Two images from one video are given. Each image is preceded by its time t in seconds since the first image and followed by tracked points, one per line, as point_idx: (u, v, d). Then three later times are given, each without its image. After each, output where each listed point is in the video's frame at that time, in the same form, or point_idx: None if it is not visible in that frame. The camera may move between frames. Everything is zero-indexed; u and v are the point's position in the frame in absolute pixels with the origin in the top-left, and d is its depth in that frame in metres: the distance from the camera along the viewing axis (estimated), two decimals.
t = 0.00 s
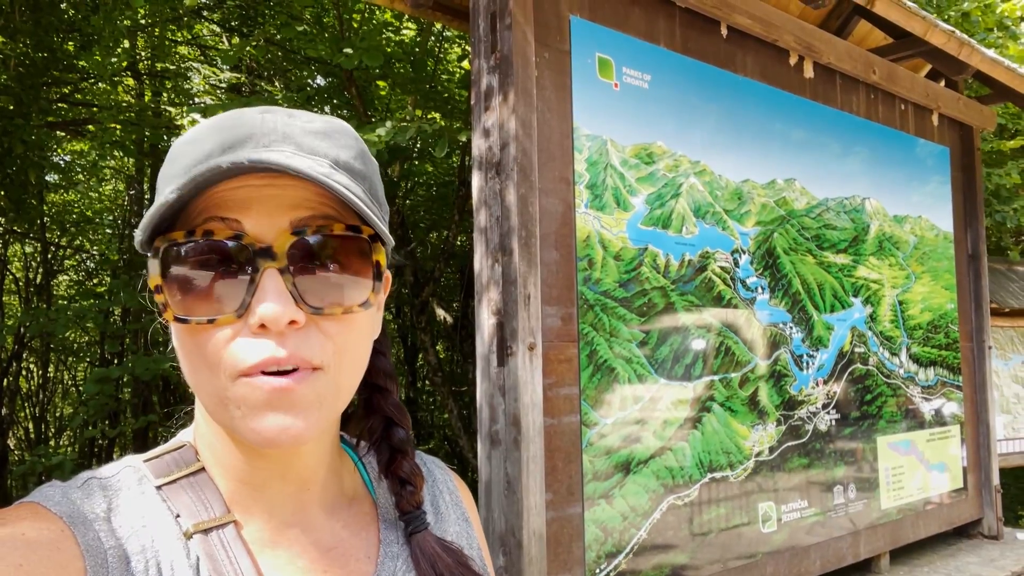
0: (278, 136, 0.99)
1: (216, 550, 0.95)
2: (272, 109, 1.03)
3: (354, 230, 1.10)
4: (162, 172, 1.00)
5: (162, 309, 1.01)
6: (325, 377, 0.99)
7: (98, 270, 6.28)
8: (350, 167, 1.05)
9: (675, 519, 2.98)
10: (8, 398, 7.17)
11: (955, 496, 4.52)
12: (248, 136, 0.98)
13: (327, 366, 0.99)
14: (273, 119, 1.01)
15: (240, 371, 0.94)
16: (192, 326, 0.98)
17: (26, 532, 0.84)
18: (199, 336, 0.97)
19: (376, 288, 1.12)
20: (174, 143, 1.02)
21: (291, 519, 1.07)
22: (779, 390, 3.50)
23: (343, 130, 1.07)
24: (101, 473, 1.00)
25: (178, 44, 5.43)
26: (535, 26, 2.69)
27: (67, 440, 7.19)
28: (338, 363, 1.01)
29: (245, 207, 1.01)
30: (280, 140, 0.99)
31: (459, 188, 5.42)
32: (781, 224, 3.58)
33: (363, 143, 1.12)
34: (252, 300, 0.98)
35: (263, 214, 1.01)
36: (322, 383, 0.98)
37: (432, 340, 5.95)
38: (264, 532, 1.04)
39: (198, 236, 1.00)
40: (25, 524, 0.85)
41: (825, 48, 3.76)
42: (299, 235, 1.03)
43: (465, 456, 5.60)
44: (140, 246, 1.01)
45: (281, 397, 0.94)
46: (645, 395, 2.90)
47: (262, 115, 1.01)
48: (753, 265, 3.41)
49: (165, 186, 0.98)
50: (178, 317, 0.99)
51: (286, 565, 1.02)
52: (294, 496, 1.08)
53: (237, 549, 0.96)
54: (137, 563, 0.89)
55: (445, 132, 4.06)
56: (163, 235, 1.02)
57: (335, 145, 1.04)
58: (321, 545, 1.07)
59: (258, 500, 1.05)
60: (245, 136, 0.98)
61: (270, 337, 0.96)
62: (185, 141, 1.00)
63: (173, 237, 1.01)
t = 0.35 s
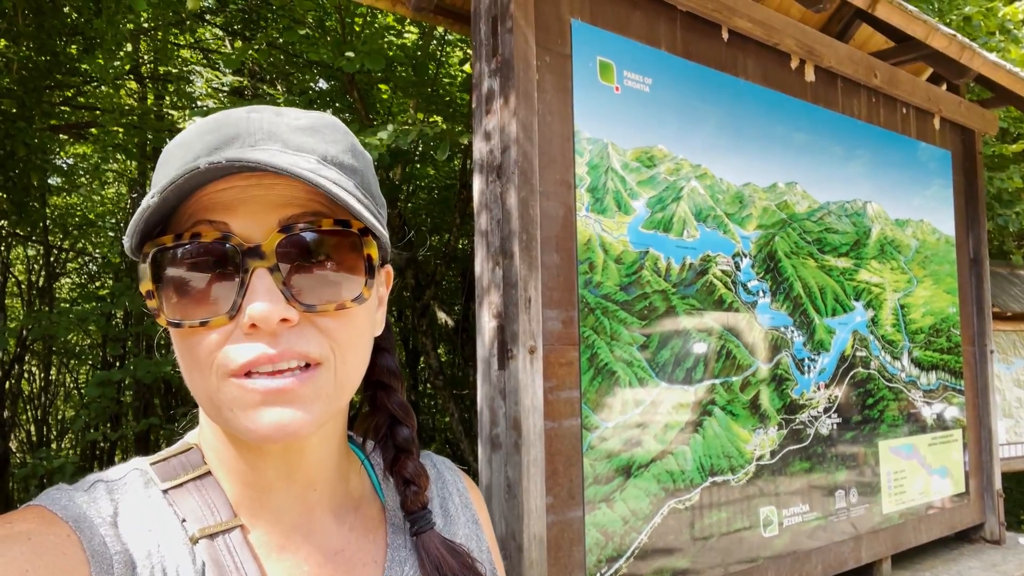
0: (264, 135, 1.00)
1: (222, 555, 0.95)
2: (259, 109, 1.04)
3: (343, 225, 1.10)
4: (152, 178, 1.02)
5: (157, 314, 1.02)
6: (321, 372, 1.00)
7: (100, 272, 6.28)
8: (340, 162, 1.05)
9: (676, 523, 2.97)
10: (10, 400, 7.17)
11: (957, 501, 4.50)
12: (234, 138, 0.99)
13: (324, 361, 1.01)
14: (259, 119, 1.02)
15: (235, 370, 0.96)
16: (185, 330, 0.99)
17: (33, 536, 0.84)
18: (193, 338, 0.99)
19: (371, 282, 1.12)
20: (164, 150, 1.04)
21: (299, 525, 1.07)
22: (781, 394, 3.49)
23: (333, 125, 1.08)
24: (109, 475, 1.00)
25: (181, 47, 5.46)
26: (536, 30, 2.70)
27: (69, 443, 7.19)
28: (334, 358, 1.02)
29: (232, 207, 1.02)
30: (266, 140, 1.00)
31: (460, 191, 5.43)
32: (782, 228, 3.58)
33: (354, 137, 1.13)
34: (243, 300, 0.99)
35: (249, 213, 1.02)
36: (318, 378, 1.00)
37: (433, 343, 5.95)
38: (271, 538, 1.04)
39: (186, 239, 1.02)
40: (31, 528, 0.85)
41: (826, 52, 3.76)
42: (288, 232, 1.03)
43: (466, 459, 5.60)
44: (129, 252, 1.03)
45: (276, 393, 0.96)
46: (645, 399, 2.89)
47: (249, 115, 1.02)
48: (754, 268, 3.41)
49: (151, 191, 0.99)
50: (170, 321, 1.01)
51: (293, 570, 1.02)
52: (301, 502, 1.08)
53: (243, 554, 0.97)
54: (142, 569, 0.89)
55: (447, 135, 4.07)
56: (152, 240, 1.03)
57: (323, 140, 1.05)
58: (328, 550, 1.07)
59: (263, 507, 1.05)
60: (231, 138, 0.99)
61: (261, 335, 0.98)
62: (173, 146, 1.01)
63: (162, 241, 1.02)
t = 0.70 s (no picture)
0: (263, 129, 1.00)
1: (219, 546, 0.95)
2: (259, 103, 1.03)
3: (343, 221, 1.10)
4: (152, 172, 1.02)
5: (155, 309, 1.02)
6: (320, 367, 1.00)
7: (101, 273, 6.28)
8: (340, 157, 1.05)
9: (677, 518, 2.98)
10: (13, 401, 7.19)
11: (959, 493, 4.50)
12: (234, 132, 0.99)
13: (322, 358, 1.02)
14: (259, 113, 1.01)
15: (234, 365, 0.96)
16: (184, 325, 0.99)
17: (29, 528, 0.84)
18: (192, 334, 0.99)
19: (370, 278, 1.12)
20: (163, 142, 1.03)
21: (297, 519, 1.07)
22: (782, 388, 3.49)
23: (332, 118, 1.08)
24: (106, 467, 1.00)
25: (179, 47, 5.45)
26: (533, 25, 2.69)
27: (72, 443, 7.20)
28: (332, 355, 1.03)
29: (231, 202, 1.02)
30: (266, 134, 1.00)
31: (459, 188, 5.43)
32: (782, 221, 3.57)
33: (354, 132, 1.12)
34: (242, 296, 0.99)
35: (250, 208, 1.02)
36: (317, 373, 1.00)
37: (434, 340, 5.95)
38: (268, 531, 1.04)
39: (185, 234, 1.01)
40: (29, 520, 0.85)
41: (825, 45, 3.74)
42: (287, 228, 1.03)
43: (468, 456, 5.60)
44: (128, 246, 1.02)
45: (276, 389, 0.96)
46: (646, 394, 2.89)
47: (248, 109, 1.02)
48: (754, 262, 3.41)
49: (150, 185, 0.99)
50: (169, 315, 1.00)
51: (290, 562, 1.02)
52: (299, 495, 1.08)
53: (241, 545, 0.96)
54: (140, 561, 0.90)
55: (445, 132, 4.06)
56: (151, 234, 1.03)
57: (323, 135, 1.04)
58: (327, 541, 1.07)
59: (262, 500, 1.05)
60: (232, 133, 0.99)
61: (260, 331, 0.98)
62: (172, 140, 1.01)
63: (161, 236, 1.01)
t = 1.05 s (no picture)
0: (259, 127, 0.99)
1: (216, 545, 0.95)
2: (254, 100, 1.03)
3: (339, 218, 1.09)
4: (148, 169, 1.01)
5: (151, 306, 1.01)
6: (318, 363, 1.00)
7: (97, 273, 6.27)
8: (336, 155, 1.05)
9: (676, 513, 2.98)
10: (11, 402, 7.17)
11: (956, 486, 4.52)
12: (229, 130, 0.98)
13: (320, 353, 1.02)
14: (255, 110, 1.01)
15: (232, 363, 0.95)
16: (180, 323, 0.99)
17: (26, 527, 0.84)
18: (189, 332, 0.99)
19: (367, 275, 1.11)
20: (158, 139, 1.02)
21: (293, 516, 1.07)
22: (779, 382, 3.49)
23: (328, 116, 1.07)
24: (101, 467, 1.00)
25: (173, 45, 5.43)
26: (527, 21, 2.68)
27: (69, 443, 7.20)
28: (329, 350, 1.03)
29: (227, 200, 1.01)
30: (262, 132, 0.99)
31: (455, 185, 5.43)
32: (778, 216, 3.57)
33: (350, 129, 1.12)
34: (239, 294, 0.99)
35: (246, 206, 1.02)
36: (315, 369, 1.00)
37: (432, 337, 5.95)
38: (265, 528, 1.04)
39: (181, 232, 1.01)
40: (25, 520, 0.85)
41: (820, 39, 3.74)
42: (284, 225, 1.03)
43: (466, 453, 5.61)
44: (124, 245, 1.02)
45: (274, 386, 0.96)
46: (644, 389, 2.89)
47: (243, 107, 1.01)
48: (751, 257, 3.41)
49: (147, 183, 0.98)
50: (164, 313, 1.00)
51: (287, 559, 1.02)
52: (296, 492, 1.08)
53: (238, 543, 0.96)
54: (136, 559, 0.89)
55: (440, 129, 4.06)
56: (147, 232, 1.02)
57: (319, 133, 1.04)
58: (323, 538, 1.07)
59: (259, 497, 1.05)
60: (228, 131, 0.98)
61: (258, 328, 0.97)
62: (168, 138, 1.00)
63: (156, 233, 1.01)
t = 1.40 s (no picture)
0: (246, 111, 1.00)
1: (211, 537, 0.95)
2: (247, 92, 1.04)
3: (317, 197, 1.08)
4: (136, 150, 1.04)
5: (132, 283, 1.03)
6: (293, 347, 0.98)
7: (91, 271, 6.24)
8: (324, 143, 1.04)
9: (673, 507, 2.99)
10: (5, 402, 7.15)
11: (952, 479, 4.54)
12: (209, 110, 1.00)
13: (296, 336, 0.99)
14: (244, 98, 1.02)
15: (206, 344, 0.94)
16: (157, 300, 0.99)
17: (18, 521, 0.84)
18: (166, 309, 0.98)
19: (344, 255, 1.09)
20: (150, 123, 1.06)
21: (287, 505, 1.07)
22: (775, 376, 3.50)
23: (318, 108, 1.08)
24: (95, 461, 1.00)
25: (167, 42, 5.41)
26: (522, 15, 2.67)
27: (65, 442, 7.17)
28: (308, 334, 1.01)
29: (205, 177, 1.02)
30: (247, 116, 0.99)
31: (451, 181, 5.43)
32: (774, 211, 3.58)
33: (343, 122, 1.12)
34: (212, 272, 0.98)
35: (222, 183, 1.02)
36: (290, 354, 0.98)
37: (428, 334, 5.95)
38: (258, 519, 1.03)
39: (161, 207, 1.02)
40: (17, 514, 0.85)
41: (815, 34, 3.74)
42: (262, 205, 1.03)
43: (463, 449, 5.61)
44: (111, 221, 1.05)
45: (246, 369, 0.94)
46: (640, 384, 2.90)
47: (233, 96, 1.02)
48: (746, 252, 3.41)
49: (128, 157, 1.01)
50: (143, 290, 1.00)
51: (281, 550, 1.02)
52: (288, 481, 1.08)
53: (232, 536, 0.96)
54: (131, 552, 0.89)
55: (435, 125, 4.05)
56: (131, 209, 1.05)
57: (307, 121, 1.04)
58: (317, 529, 1.07)
59: (251, 487, 1.05)
60: (212, 113, 0.98)
61: (228, 307, 0.96)
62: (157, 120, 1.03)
63: (139, 211, 1.03)
